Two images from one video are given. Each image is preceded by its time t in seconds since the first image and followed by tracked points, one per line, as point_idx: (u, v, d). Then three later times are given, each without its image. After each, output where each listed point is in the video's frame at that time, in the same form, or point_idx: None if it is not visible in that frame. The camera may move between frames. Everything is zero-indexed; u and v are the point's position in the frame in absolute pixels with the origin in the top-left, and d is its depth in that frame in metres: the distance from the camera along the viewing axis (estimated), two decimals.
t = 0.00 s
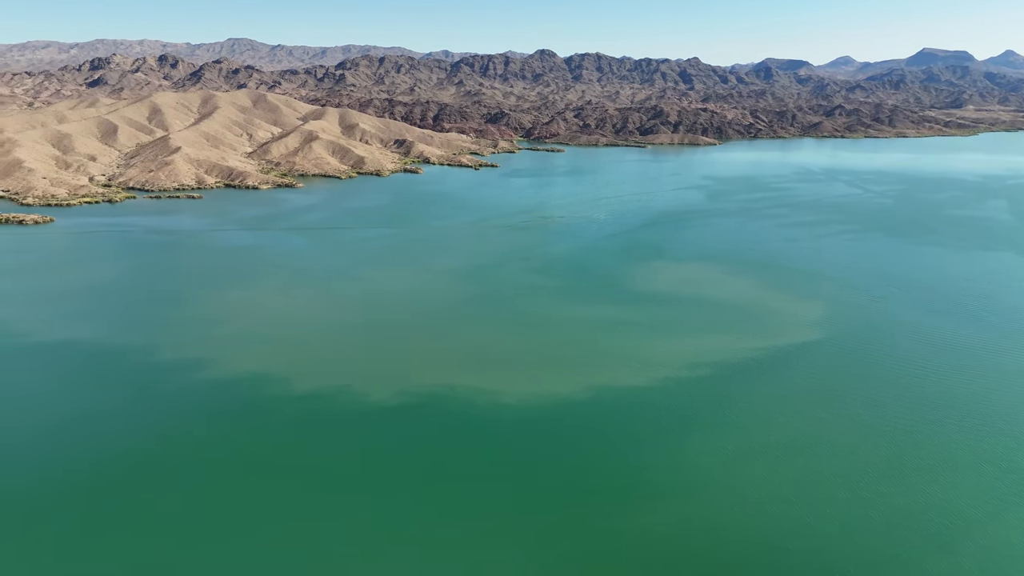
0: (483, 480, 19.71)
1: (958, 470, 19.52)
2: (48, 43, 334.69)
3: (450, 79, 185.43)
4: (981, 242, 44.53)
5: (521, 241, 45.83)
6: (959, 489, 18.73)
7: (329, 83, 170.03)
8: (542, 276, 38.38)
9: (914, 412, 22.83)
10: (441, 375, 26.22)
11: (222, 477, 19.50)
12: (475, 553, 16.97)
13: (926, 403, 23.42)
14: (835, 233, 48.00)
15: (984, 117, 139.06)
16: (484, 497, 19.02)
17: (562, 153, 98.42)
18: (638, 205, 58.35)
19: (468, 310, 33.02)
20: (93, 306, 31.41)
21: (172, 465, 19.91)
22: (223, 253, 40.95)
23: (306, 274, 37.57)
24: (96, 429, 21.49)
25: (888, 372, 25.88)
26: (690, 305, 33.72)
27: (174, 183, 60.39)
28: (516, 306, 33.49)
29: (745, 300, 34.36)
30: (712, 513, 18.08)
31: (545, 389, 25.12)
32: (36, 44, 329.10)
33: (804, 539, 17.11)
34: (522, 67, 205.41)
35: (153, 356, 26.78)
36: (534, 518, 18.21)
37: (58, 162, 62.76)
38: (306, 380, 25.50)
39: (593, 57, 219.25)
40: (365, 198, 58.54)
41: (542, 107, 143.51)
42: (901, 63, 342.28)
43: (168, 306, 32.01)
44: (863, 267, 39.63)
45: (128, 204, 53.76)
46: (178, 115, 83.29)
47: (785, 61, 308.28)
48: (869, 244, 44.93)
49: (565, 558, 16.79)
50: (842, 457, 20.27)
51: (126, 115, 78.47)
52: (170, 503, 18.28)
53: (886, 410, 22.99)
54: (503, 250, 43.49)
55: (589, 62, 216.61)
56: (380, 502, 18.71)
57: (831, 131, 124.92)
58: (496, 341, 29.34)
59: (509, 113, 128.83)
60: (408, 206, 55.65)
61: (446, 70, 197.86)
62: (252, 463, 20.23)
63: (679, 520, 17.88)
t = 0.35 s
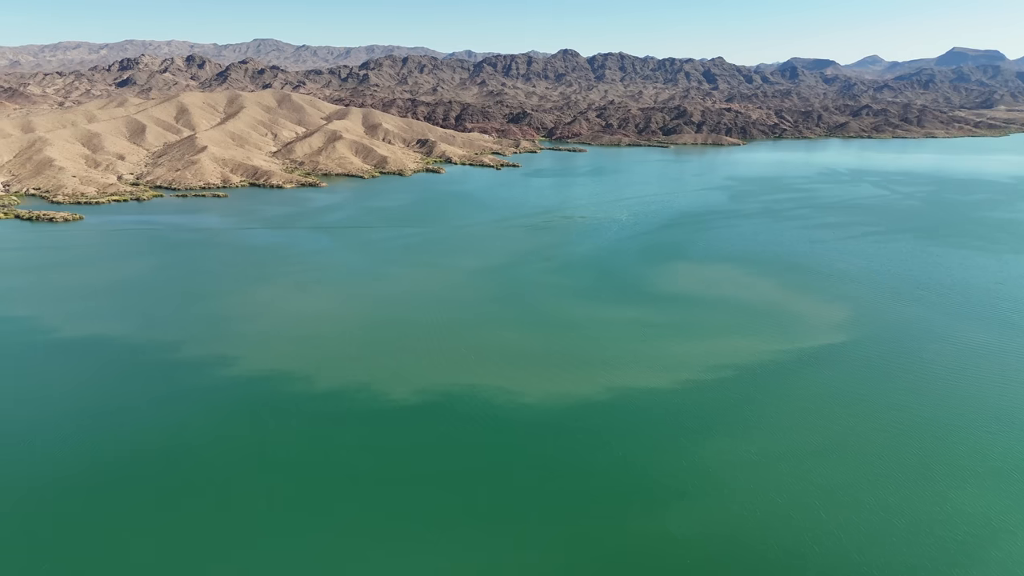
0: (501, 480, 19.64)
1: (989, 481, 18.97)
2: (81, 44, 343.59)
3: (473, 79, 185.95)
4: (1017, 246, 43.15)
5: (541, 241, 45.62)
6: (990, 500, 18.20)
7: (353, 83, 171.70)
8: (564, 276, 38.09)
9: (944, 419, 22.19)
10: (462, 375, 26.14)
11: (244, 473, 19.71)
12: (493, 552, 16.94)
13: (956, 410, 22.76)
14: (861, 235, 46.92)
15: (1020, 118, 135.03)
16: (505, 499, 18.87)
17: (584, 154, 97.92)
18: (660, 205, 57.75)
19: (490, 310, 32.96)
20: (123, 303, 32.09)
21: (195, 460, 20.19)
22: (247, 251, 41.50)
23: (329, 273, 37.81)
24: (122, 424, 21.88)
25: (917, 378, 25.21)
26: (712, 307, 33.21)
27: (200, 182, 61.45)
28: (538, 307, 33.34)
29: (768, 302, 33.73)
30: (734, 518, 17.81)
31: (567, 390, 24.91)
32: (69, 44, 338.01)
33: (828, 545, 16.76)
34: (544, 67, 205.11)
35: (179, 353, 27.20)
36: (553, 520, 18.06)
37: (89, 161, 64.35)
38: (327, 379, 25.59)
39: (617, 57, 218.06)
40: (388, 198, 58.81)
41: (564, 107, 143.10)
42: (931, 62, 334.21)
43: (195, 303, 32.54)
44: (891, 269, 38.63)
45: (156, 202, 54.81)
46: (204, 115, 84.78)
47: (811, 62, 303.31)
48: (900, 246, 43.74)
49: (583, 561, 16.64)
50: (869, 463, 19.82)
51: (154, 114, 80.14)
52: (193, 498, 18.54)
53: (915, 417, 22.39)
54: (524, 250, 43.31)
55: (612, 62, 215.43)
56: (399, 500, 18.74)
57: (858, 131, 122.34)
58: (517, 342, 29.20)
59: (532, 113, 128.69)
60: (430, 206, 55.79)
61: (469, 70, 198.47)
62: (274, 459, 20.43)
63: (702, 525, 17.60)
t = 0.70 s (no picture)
0: (518, 480, 19.57)
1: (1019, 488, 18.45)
2: (111, 44, 351.39)
3: (495, 79, 186.20)
4: None
5: (561, 241, 45.39)
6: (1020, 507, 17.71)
7: (375, 83, 173.06)
8: (584, 277, 37.84)
9: (973, 425, 21.63)
10: (481, 374, 26.10)
11: (265, 469, 19.90)
12: (511, 552, 16.91)
13: (986, 416, 22.15)
14: (888, 237, 45.86)
15: None
16: (522, 498, 18.80)
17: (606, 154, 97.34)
18: (682, 206, 57.11)
19: (509, 309, 32.89)
20: (150, 300, 32.70)
21: (218, 456, 20.45)
22: (271, 249, 42.00)
23: (350, 272, 38.07)
24: (148, 419, 22.26)
25: (945, 383, 24.55)
26: (733, 309, 32.71)
27: (225, 181, 62.39)
28: (557, 307, 33.17)
29: (790, 305, 33.11)
30: (755, 522, 17.53)
31: (586, 391, 24.74)
32: (99, 45, 345.83)
33: (852, 552, 16.40)
34: (567, 67, 204.55)
35: (203, 350, 27.63)
36: (571, 520, 17.94)
37: (118, 160, 65.77)
38: (348, 377, 25.74)
39: (639, 57, 216.67)
40: (409, 197, 59.09)
41: (586, 107, 142.49)
42: (962, 60, 325.95)
43: (219, 301, 33.01)
44: (918, 272, 37.68)
45: (182, 201, 55.74)
46: (230, 115, 86.13)
47: (837, 61, 298.17)
48: (929, 248, 42.63)
49: (600, 562, 16.50)
50: (894, 469, 19.35)
51: (182, 115, 81.65)
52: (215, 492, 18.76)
53: (942, 422, 21.85)
54: (544, 251, 43.14)
55: (635, 62, 213.93)
56: (417, 498, 18.78)
57: (886, 131, 119.70)
58: (536, 342, 29.07)
59: (553, 113, 128.41)
60: (451, 206, 55.91)
61: (491, 70, 198.85)
62: (295, 455, 20.63)
63: (722, 529, 17.35)
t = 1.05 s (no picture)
0: (536, 480, 19.47)
1: None
2: (139, 44, 358.37)
3: (517, 79, 186.09)
4: None
5: (580, 241, 45.21)
6: None
7: (397, 83, 174.04)
8: (604, 277, 37.52)
9: (1003, 430, 21.05)
10: (500, 374, 26.02)
11: (286, 466, 20.04)
12: (529, 550, 16.87)
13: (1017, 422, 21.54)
14: (915, 238, 44.80)
15: None
16: (539, 498, 18.70)
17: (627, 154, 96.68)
18: (704, 206, 56.41)
19: (529, 309, 32.75)
20: (175, 297, 33.24)
21: (242, 452, 20.72)
22: (293, 248, 42.45)
23: (371, 271, 38.27)
24: (172, 415, 22.60)
25: (974, 389, 23.90)
26: (755, 310, 32.18)
27: (249, 180, 63.30)
28: (577, 308, 32.94)
29: (813, 307, 32.48)
30: (776, 526, 17.24)
31: (605, 392, 24.51)
32: (127, 45, 352.55)
33: (876, 557, 16.09)
34: (588, 66, 203.60)
35: (226, 347, 27.98)
36: (588, 520, 17.80)
37: (145, 159, 67.09)
38: (369, 376, 25.84)
39: (661, 57, 215.04)
40: (430, 197, 59.26)
41: (607, 107, 141.70)
42: (993, 58, 317.14)
43: (243, 299, 33.42)
44: (947, 275, 36.68)
45: (207, 199, 56.67)
46: (254, 115, 87.36)
47: (862, 61, 292.97)
48: (959, 250, 41.51)
49: (619, 562, 16.38)
50: (919, 474, 18.95)
51: (207, 114, 83.01)
52: (239, 487, 19.03)
53: (971, 427, 21.30)
54: (563, 251, 42.86)
55: (657, 61, 212.28)
56: (436, 496, 18.79)
57: (913, 131, 116.96)
58: (555, 343, 28.89)
59: (574, 113, 127.93)
60: (471, 206, 55.93)
61: (512, 70, 198.83)
62: (316, 452, 20.76)
63: (743, 532, 17.07)
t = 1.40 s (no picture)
0: (553, 479, 19.40)
1: None
2: (166, 45, 365.07)
3: (538, 79, 185.79)
4: None
5: (600, 241, 44.95)
6: None
7: (418, 83, 174.91)
8: (625, 278, 37.20)
9: None
10: (521, 374, 25.93)
11: (306, 463, 20.20)
12: (547, 549, 16.80)
13: None
14: (944, 240, 43.72)
15: None
16: (556, 498, 18.61)
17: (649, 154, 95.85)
18: (726, 207, 55.68)
19: (549, 309, 32.69)
20: (201, 295, 33.81)
21: (263, 447, 20.94)
22: (315, 247, 42.88)
23: (392, 271, 38.45)
24: (197, 410, 22.96)
25: (1003, 395, 23.28)
26: (777, 312, 31.65)
27: (271, 179, 64.13)
28: (597, 307, 32.75)
29: (837, 309, 31.85)
30: (797, 531, 16.94)
31: (625, 393, 24.29)
32: (154, 45, 359.19)
33: (902, 565, 15.77)
34: (610, 66, 202.57)
35: (250, 344, 28.36)
36: (606, 521, 17.68)
37: (170, 158, 68.31)
38: (389, 374, 25.99)
39: (684, 57, 213.06)
40: (451, 197, 59.40)
41: (629, 106, 140.72)
42: None
43: (266, 297, 33.85)
44: (977, 278, 35.66)
45: (230, 198, 57.51)
46: (278, 115, 88.53)
47: (888, 61, 287.50)
48: (990, 252, 40.38)
49: (636, 564, 16.25)
50: (946, 480, 18.56)
51: (231, 114, 84.27)
52: (260, 483, 19.21)
53: (999, 433, 20.80)
54: (582, 251, 42.60)
55: (679, 61, 210.37)
56: (453, 494, 18.81)
57: (942, 131, 114.37)
58: (574, 343, 28.70)
59: (596, 113, 127.36)
60: (492, 205, 55.92)
61: (534, 70, 198.63)
62: (336, 449, 20.91)
63: (764, 536, 16.81)
